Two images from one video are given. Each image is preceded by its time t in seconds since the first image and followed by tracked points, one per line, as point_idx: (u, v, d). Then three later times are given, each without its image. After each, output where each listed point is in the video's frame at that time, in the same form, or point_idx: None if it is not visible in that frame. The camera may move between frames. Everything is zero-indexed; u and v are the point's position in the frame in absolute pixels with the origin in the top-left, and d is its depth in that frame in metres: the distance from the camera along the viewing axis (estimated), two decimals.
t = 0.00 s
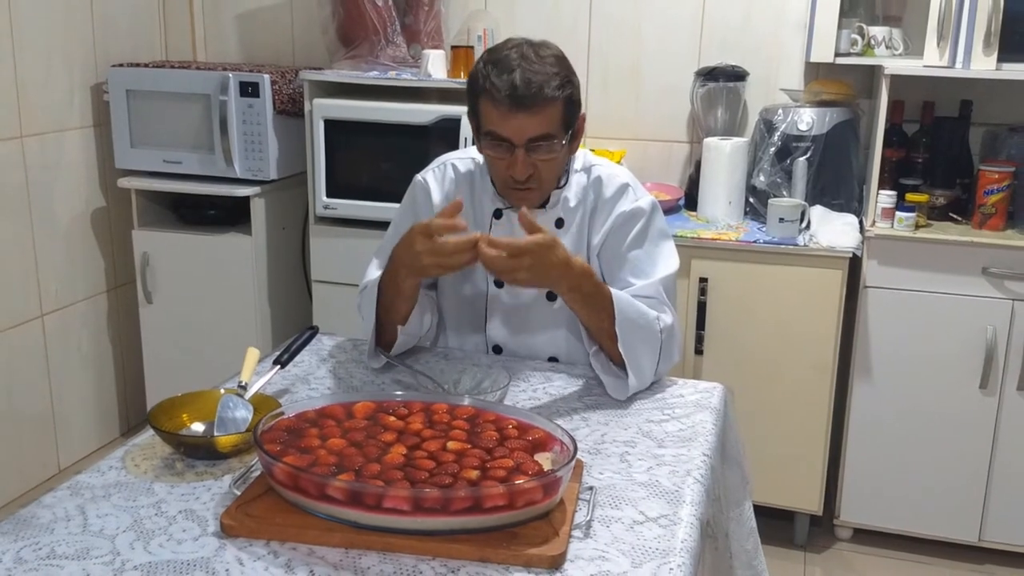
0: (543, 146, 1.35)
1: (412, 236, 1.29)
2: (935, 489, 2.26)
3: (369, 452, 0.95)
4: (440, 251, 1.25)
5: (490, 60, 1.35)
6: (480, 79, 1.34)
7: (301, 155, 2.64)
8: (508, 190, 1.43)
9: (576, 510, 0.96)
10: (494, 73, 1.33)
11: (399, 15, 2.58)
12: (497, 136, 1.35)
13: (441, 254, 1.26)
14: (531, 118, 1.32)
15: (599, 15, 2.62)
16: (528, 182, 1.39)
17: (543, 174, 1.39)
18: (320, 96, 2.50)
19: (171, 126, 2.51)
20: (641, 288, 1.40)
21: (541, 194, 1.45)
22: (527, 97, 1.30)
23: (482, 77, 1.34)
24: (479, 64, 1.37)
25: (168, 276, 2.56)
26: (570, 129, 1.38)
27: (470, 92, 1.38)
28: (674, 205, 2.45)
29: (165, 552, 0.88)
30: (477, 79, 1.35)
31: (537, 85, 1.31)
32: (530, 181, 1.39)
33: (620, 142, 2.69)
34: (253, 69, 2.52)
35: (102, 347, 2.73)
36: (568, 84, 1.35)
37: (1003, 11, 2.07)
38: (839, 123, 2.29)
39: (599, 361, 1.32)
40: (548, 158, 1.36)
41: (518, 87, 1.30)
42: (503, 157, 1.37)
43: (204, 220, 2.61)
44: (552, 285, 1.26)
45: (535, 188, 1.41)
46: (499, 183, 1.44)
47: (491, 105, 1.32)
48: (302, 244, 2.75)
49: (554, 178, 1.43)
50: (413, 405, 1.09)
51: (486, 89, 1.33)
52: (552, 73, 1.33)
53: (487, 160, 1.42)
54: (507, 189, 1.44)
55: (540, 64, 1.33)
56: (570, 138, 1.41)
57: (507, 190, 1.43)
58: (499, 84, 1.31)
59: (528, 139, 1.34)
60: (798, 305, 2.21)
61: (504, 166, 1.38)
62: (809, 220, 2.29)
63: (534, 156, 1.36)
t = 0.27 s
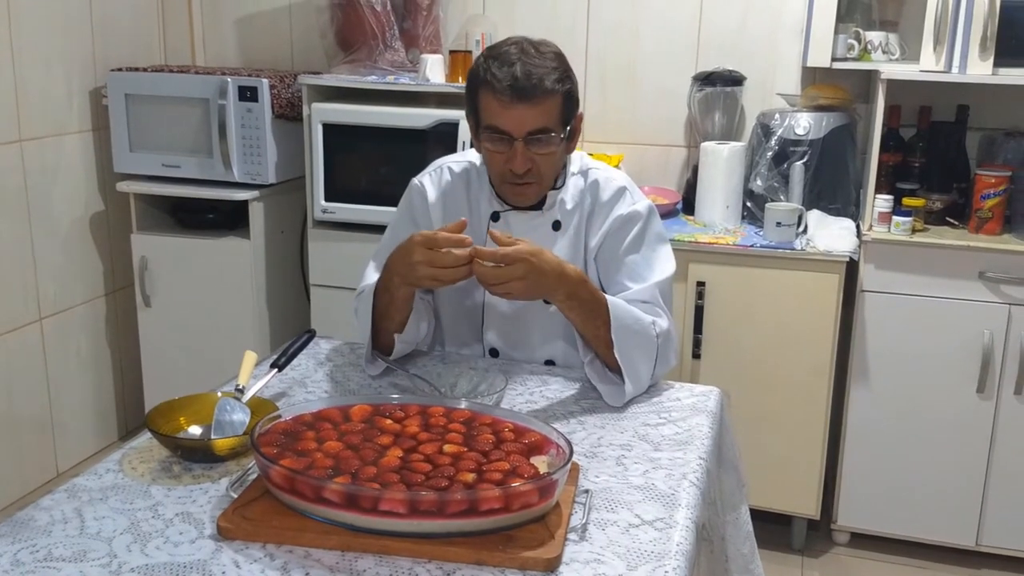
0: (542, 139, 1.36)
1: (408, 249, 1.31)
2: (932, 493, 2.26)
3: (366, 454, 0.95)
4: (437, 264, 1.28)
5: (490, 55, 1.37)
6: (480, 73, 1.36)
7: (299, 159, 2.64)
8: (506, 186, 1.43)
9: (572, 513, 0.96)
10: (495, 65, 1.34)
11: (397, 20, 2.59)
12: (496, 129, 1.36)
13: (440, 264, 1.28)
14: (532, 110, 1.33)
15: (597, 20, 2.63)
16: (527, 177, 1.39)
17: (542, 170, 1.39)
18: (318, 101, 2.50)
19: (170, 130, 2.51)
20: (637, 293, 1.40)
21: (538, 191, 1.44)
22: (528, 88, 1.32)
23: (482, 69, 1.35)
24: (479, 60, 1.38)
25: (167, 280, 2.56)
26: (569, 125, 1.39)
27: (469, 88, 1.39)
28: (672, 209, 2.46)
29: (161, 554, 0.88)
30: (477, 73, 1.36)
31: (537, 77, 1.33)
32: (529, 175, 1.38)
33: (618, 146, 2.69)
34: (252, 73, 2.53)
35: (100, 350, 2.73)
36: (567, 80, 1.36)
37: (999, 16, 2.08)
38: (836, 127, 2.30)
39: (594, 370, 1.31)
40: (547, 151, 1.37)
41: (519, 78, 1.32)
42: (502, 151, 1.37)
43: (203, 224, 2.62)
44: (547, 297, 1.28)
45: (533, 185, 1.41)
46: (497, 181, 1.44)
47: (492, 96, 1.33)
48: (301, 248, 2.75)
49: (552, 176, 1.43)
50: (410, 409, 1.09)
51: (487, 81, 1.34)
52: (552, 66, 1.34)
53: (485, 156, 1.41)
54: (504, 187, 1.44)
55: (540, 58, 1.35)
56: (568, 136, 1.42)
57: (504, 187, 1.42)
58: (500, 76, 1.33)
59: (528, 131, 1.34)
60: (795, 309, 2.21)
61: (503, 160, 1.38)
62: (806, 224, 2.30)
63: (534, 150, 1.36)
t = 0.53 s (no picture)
0: (546, 128, 1.36)
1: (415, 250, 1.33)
2: (932, 495, 2.27)
3: (366, 457, 0.96)
4: (439, 264, 1.30)
5: (496, 45, 1.38)
6: (487, 62, 1.37)
7: (300, 162, 2.65)
8: (509, 177, 1.43)
9: (571, 515, 0.96)
10: (502, 54, 1.36)
11: (397, 23, 2.60)
12: (501, 117, 1.37)
13: (445, 264, 1.29)
14: (537, 97, 1.34)
15: (597, 24, 2.63)
16: (530, 166, 1.40)
17: (544, 159, 1.40)
18: (318, 104, 2.51)
19: (170, 134, 2.52)
20: (637, 294, 1.40)
21: (540, 182, 1.45)
22: (534, 75, 1.33)
23: (489, 58, 1.36)
24: (485, 51, 1.40)
25: (168, 284, 2.57)
26: (572, 116, 1.41)
27: (475, 79, 1.40)
28: (671, 211, 2.46)
29: (162, 557, 0.88)
30: (484, 62, 1.37)
31: (543, 65, 1.34)
32: (533, 165, 1.39)
33: (619, 149, 2.70)
34: (253, 77, 2.54)
35: (102, 354, 2.74)
36: (571, 71, 1.38)
37: (997, 17, 2.09)
38: (835, 129, 2.30)
39: (592, 372, 1.31)
40: (550, 140, 1.38)
41: (526, 66, 1.33)
42: (507, 140, 1.38)
43: (204, 228, 2.62)
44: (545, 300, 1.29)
45: (535, 175, 1.42)
46: (500, 171, 1.44)
47: (499, 84, 1.34)
48: (301, 251, 2.76)
49: (553, 169, 1.44)
50: (410, 411, 1.09)
51: (493, 69, 1.35)
52: (557, 57, 1.36)
53: (489, 145, 1.42)
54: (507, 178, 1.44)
55: (545, 48, 1.36)
56: (570, 129, 1.43)
57: (508, 177, 1.43)
58: (507, 63, 1.34)
59: (533, 119, 1.35)
60: (795, 311, 2.21)
61: (507, 149, 1.39)
62: (806, 226, 2.30)
63: (538, 138, 1.37)
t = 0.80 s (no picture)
0: (545, 131, 1.37)
1: (414, 255, 1.33)
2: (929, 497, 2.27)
3: (364, 460, 0.96)
4: (438, 266, 1.30)
5: (496, 49, 1.39)
6: (487, 65, 1.37)
7: (297, 166, 2.65)
8: (507, 180, 1.43)
9: (569, 518, 0.97)
10: (502, 57, 1.36)
11: (395, 27, 2.60)
12: (500, 121, 1.37)
13: (445, 265, 1.29)
14: (536, 101, 1.34)
15: (594, 27, 2.64)
16: (528, 169, 1.40)
17: (543, 163, 1.40)
18: (316, 108, 2.51)
19: (168, 138, 2.52)
20: (635, 297, 1.41)
21: (539, 186, 1.45)
22: (533, 79, 1.34)
23: (489, 62, 1.37)
24: (485, 55, 1.41)
25: (165, 287, 2.57)
26: (571, 121, 1.41)
27: (475, 82, 1.41)
28: (668, 214, 2.47)
29: (161, 560, 0.89)
30: (484, 65, 1.38)
31: (543, 69, 1.35)
32: (531, 168, 1.39)
33: (616, 152, 2.70)
34: (250, 81, 2.54)
35: (99, 358, 2.74)
36: (570, 75, 1.38)
37: (992, 21, 2.10)
38: (830, 133, 2.31)
39: (591, 374, 1.30)
40: (549, 144, 1.38)
41: (526, 69, 1.34)
42: (506, 143, 1.38)
43: (202, 231, 2.62)
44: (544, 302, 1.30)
45: (534, 178, 1.42)
46: (499, 174, 1.45)
47: (499, 87, 1.35)
48: (299, 255, 2.76)
49: (551, 172, 1.44)
50: (408, 414, 1.10)
51: (493, 72, 1.36)
52: (556, 61, 1.37)
53: (488, 149, 1.43)
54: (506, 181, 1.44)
55: (545, 52, 1.37)
56: (569, 133, 1.43)
57: (507, 180, 1.43)
58: (507, 66, 1.35)
59: (531, 123, 1.36)
60: (792, 313, 2.22)
61: (506, 152, 1.39)
62: (802, 228, 2.31)
63: (536, 141, 1.37)
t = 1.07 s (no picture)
0: (546, 122, 1.37)
1: (418, 263, 1.31)
2: (932, 500, 2.27)
3: (368, 461, 0.96)
4: (445, 271, 1.28)
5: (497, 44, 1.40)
6: (488, 59, 1.38)
7: (299, 167, 2.65)
8: (509, 176, 1.42)
9: (574, 520, 0.96)
10: (503, 50, 1.37)
11: (397, 29, 2.60)
12: (501, 112, 1.37)
13: (442, 271, 1.29)
14: (537, 90, 1.35)
15: (596, 28, 2.64)
16: (530, 163, 1.39)
17: (545, 156, 1.39)
18: (318, 109, 2.51)
19: (169, 139, 2.52)
20: (639, 299, 1.41)
21: (540, 182, 1.44)
22: (534, 68, 1.34)
23: (490, 55, 1.38)
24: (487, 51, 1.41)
25: (167, 288, 2.56)
26: (572, 115, 1.41)
27: (476, 78, 1.41)
28: (670, 216, 2.47)
29: (165, 562, 0.88)
30: (485, 59, 1.38)
31: (544, 59, 1.35)
32: (534, 161, 1.38)
33: (618, 153, 2.70)
34: (252, 82, 2.54)
35: (100, 359, 2.73)
36: (571, 68, 1.39)
37: (995, 23, 2.09)
38: (833, 134, 2.30)
39: (597, 378, 1.31)
40: (550, 135, 1.38)
41: (527, 59, 1.35)
42: (507, 135, 1.38)
43: (203, 232, 2.62)
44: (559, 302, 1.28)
45: (536, 173, 1.41)
46: (500, 171, 1.44)
47: (500, 77, 1.35)
48: (301, 256, 2.76)
49: (554, 168, 1.43)
50: (412, 415, 1.09)
51: (494, 64, 1.36)
52: (557, 53, 1.37)
53: (488, 143, 1.42)
54: (508, 178, 1.43)
55: (546, 46, 1.38)
56: (571, 129, 1.43)
57: (507, 175, 1.42)
58: (508, 57, 1.35)
59: (533, 113, 1.36)
60: (795, 315, 2.22)
61: (507, 144, 1.39)
62: (805, 230, 2.31)
63: (538, 133, 1.37)
